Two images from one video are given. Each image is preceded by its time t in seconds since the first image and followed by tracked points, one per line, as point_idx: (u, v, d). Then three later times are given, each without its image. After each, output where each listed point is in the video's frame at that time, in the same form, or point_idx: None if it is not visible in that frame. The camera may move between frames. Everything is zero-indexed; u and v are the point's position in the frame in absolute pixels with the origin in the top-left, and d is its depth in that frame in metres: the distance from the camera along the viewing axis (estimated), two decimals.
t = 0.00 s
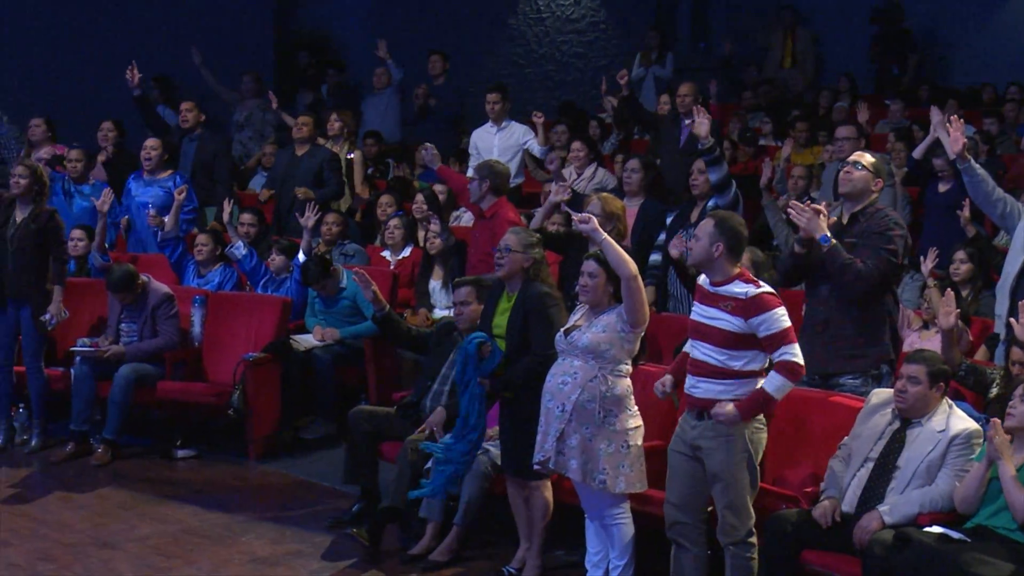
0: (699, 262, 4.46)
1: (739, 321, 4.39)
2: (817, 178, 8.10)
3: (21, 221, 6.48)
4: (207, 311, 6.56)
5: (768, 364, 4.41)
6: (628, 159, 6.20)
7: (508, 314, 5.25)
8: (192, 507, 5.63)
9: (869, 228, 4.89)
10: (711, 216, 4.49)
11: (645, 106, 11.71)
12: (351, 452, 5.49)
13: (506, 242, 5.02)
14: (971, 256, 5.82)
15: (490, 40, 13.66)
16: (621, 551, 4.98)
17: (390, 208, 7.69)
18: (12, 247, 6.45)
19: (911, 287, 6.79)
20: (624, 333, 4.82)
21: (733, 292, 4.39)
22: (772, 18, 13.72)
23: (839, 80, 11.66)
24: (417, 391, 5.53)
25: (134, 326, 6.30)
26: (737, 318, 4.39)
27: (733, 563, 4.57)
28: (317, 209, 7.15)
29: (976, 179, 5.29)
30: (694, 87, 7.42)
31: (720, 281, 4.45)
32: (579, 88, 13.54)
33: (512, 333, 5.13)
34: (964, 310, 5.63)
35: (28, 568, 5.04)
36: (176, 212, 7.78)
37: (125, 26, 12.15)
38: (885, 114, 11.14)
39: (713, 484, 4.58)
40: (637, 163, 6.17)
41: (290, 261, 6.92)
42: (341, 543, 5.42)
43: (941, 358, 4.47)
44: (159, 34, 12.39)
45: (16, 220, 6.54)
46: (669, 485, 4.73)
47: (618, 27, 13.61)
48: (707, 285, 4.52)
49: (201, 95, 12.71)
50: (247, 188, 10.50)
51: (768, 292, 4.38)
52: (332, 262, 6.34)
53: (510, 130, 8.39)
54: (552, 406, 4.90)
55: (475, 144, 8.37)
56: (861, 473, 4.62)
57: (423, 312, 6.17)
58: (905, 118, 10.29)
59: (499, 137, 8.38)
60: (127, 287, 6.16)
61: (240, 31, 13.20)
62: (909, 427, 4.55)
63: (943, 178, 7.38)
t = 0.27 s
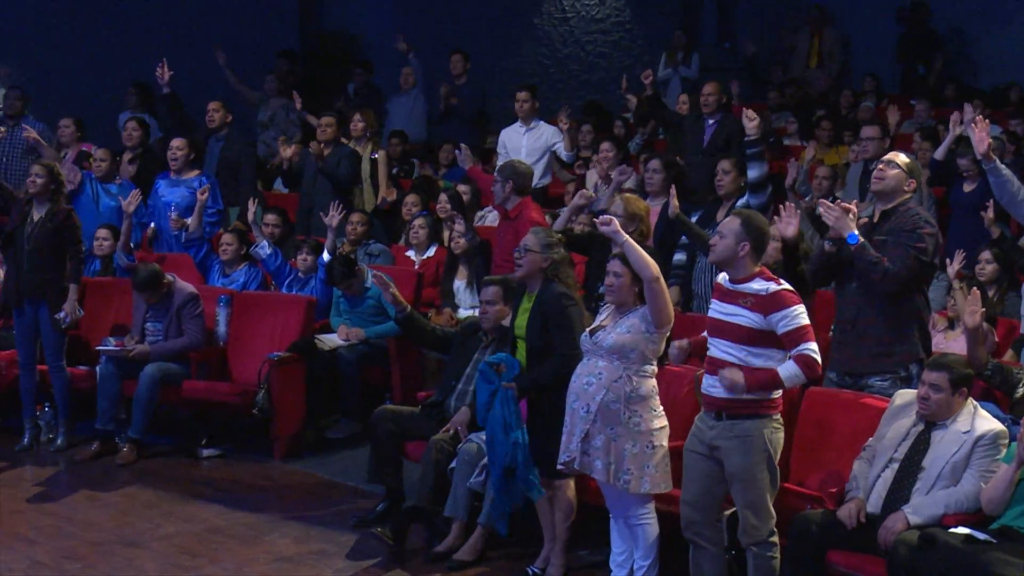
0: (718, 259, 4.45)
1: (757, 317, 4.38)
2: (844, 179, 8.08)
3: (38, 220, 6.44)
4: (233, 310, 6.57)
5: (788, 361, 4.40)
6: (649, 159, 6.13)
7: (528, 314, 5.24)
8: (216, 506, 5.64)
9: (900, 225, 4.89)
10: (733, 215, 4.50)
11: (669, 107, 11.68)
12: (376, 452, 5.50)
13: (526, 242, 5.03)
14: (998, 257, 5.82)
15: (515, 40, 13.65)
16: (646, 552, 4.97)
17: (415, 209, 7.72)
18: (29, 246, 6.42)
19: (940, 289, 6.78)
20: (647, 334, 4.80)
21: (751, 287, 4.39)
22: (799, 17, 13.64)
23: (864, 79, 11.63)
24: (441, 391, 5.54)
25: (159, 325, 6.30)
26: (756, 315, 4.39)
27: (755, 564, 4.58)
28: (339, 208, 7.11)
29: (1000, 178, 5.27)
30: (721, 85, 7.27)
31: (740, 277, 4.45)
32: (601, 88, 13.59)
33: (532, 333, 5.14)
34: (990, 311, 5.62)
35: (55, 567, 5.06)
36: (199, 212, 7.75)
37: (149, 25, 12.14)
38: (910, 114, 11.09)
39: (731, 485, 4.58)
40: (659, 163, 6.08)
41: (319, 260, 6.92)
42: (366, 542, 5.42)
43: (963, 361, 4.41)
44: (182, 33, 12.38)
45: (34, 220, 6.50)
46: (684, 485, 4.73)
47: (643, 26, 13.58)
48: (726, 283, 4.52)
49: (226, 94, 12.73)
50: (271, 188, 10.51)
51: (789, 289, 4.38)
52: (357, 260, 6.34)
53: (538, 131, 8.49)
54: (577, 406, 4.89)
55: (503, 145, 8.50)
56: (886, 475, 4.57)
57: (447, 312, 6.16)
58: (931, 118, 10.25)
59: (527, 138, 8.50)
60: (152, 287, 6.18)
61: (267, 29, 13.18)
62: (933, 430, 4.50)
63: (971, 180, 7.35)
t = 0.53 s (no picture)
0: (733, 257, 4.43)
1: (775, 314, 4.36)
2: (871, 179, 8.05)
3: (54, 219, 6.42)
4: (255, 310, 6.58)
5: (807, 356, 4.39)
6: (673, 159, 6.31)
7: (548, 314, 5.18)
8: (238, 505, 5.65)
9: (921, 223, 4.85)
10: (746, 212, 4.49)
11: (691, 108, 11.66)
12: (398, 452, 5.50)
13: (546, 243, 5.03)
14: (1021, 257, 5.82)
15: (537, 41, 13.69)
16: (668, 552, 4.93)
17: (439, 207, 7.65)
18: (43, 245, 6.41)
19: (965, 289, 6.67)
20: (670, 333, 4.75)
21: (767, 285, 4.36)
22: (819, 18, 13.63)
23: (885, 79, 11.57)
24: (463, 390, 5.54)
25: (182, 324, 6.33)
26: (773, 312, 4.36)
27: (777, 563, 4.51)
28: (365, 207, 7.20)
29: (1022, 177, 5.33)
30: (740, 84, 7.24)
31: (754, 275, 4.42)
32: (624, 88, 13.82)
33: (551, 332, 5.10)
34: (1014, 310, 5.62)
35: (78, 565, 5.07)
36: (219, 211, 7.76)
37: (149, 26, 12.02)
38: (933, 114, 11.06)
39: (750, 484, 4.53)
40: (682, 162, 6.25)
41: (339, 260, 6.96)
42: (388, 542, 5.41)
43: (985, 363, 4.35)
44: (182, 33, 12.23)
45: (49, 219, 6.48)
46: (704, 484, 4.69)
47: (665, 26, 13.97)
48: (739, 280, 4.49)
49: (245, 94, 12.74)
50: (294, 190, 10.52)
51: (804, 284, 4.36)
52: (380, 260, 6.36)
53: (562, 131, 8.25)
54: (600, 407, 4.85)
55: (526, 145, 8.24)
56: (908, 474, 4.53)
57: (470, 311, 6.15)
58: (955, 118, 10.22)
59: (551, 138, 8.24)
60: (176, 286, 6.19)
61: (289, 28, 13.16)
62: (957, 431, 4.46)
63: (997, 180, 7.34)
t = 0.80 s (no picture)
0: (751, 257, 4.36)
1: (794, 314, 4.28)
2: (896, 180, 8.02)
3: (72, 221, 6.43)
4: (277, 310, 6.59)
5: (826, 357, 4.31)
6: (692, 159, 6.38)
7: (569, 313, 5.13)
8: (260, 504, 5.66)
9: (938, 225, 4.73)
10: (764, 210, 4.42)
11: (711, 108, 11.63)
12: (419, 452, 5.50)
13: (567, 243, 4.94)
14: None
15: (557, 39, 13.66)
16: (685, 553, 4.87)
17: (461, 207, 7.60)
18: (62, 247, 6.42)
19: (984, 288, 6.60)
20: (694, 335, 4.69)
21: (789, 284, 4.29)
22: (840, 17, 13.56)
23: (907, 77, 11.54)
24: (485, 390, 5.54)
25: (204, 323, 6.34)
26: (793, 312, 4.28)
27: (797, 564, 4.42)
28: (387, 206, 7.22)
29: None
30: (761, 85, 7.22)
31: (773, 276, 4.35)
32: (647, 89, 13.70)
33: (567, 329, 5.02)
34: None
35: (100, 565, 5.07)
36: (237, 212, 7.66)
37: (147, 29, 11.83)
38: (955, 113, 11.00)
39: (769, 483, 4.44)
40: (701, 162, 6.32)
41: (360, 260, 6.95)
42: (409, 542, 5.41)
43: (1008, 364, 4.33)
44: (182, 33, 12.04)
45: (68, 221, 6.49)
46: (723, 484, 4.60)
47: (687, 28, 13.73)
48: (759, 280, 4.42)
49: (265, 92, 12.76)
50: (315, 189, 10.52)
51: (824, 285, 4.29)
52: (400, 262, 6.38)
53: (583, 130, 8.13)
54: (622, 406, 4.81)
55: (548, 144, 8.16)
56: (928, 475, 4.47)
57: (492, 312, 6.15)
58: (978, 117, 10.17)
59: (571, 137, 8.14)
60: (197, 285, 6.21)
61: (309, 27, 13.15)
62: (978, 432, 4.42)
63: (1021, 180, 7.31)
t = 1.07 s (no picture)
0: (774, 257, 4.21)
1: (814, 317, 4.12)
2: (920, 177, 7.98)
3: (89, 226, 6.43)
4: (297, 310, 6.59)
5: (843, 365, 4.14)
6: (709, 160, 6.30)
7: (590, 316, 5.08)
8: (281, 504, 5.68)
9: (951, 226, 4.67)
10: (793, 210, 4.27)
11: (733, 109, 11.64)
12: (440, 452, 5.51)
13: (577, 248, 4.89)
14: None
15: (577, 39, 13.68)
16: (699, 555, 4.79)
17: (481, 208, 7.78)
18: (84, 249, 6.42)
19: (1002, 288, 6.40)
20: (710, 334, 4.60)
21: (805, 287, 4.15)
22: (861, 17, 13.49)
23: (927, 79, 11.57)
24: (505, 390, 5.55)
25: (225, 324, 6.36)
26: (813, 315, 4.13)
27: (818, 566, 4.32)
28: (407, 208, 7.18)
29: None
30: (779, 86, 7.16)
31: (795, 277, 4.20)
32: (667, 90, 13.70)
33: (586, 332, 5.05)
34: None
35: (120, 564, 5.08)
36: (255, 213, 7.72)
37: (149, 27, 11.91)
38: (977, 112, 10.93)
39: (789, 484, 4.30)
40: (718, 162, 6.24)
41: (384, 260, 6.97)
42: (429, 541, 5.42)
43: None
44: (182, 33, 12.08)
45: (85, 224, 6.49)
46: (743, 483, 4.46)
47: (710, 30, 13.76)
48: (780, 281, 4.27)
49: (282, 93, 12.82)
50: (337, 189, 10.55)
51: (847, 290, 4.12)
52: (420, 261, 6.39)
53: (602, 131, 8.19)
54: (643, 408, 4.78)
55: (568, 142, 8.26)
56: (949, 477, 4.42)
57: (513, 312, 6.17)
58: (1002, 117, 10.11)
59: (591, 137, 8.21)
60: (219, 285, 6.22)
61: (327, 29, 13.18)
62: (999, 435, 4.36)
63: None
